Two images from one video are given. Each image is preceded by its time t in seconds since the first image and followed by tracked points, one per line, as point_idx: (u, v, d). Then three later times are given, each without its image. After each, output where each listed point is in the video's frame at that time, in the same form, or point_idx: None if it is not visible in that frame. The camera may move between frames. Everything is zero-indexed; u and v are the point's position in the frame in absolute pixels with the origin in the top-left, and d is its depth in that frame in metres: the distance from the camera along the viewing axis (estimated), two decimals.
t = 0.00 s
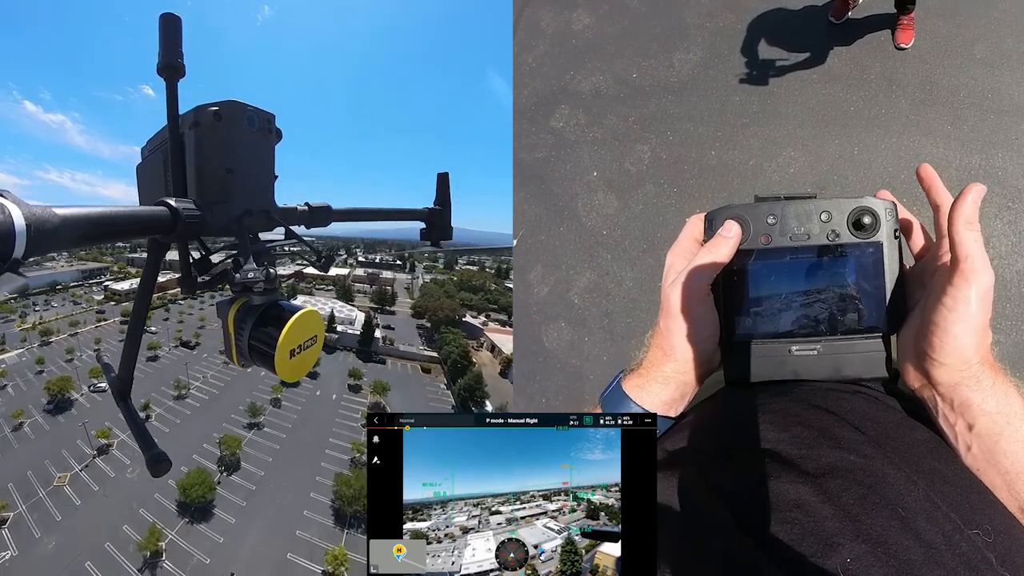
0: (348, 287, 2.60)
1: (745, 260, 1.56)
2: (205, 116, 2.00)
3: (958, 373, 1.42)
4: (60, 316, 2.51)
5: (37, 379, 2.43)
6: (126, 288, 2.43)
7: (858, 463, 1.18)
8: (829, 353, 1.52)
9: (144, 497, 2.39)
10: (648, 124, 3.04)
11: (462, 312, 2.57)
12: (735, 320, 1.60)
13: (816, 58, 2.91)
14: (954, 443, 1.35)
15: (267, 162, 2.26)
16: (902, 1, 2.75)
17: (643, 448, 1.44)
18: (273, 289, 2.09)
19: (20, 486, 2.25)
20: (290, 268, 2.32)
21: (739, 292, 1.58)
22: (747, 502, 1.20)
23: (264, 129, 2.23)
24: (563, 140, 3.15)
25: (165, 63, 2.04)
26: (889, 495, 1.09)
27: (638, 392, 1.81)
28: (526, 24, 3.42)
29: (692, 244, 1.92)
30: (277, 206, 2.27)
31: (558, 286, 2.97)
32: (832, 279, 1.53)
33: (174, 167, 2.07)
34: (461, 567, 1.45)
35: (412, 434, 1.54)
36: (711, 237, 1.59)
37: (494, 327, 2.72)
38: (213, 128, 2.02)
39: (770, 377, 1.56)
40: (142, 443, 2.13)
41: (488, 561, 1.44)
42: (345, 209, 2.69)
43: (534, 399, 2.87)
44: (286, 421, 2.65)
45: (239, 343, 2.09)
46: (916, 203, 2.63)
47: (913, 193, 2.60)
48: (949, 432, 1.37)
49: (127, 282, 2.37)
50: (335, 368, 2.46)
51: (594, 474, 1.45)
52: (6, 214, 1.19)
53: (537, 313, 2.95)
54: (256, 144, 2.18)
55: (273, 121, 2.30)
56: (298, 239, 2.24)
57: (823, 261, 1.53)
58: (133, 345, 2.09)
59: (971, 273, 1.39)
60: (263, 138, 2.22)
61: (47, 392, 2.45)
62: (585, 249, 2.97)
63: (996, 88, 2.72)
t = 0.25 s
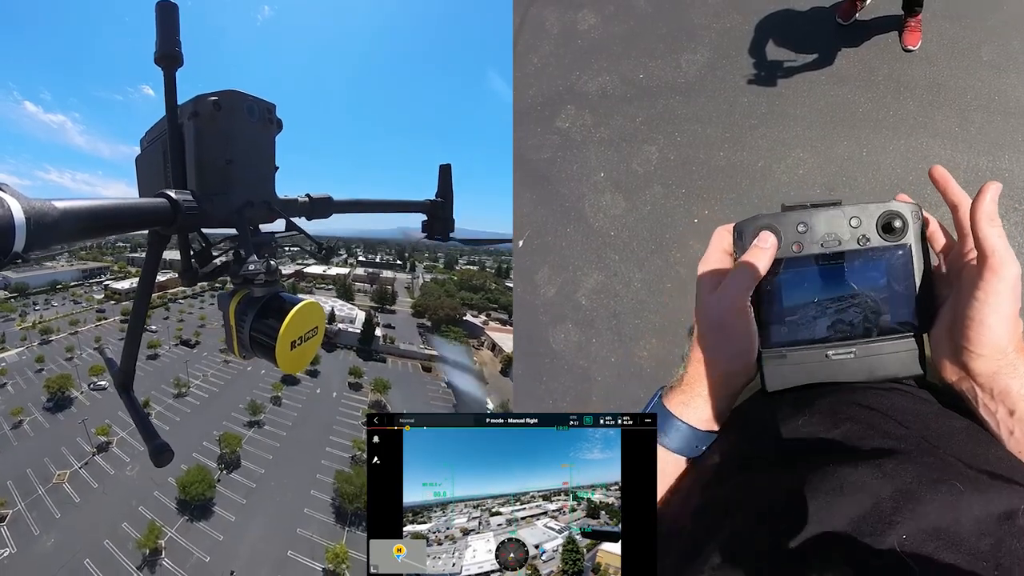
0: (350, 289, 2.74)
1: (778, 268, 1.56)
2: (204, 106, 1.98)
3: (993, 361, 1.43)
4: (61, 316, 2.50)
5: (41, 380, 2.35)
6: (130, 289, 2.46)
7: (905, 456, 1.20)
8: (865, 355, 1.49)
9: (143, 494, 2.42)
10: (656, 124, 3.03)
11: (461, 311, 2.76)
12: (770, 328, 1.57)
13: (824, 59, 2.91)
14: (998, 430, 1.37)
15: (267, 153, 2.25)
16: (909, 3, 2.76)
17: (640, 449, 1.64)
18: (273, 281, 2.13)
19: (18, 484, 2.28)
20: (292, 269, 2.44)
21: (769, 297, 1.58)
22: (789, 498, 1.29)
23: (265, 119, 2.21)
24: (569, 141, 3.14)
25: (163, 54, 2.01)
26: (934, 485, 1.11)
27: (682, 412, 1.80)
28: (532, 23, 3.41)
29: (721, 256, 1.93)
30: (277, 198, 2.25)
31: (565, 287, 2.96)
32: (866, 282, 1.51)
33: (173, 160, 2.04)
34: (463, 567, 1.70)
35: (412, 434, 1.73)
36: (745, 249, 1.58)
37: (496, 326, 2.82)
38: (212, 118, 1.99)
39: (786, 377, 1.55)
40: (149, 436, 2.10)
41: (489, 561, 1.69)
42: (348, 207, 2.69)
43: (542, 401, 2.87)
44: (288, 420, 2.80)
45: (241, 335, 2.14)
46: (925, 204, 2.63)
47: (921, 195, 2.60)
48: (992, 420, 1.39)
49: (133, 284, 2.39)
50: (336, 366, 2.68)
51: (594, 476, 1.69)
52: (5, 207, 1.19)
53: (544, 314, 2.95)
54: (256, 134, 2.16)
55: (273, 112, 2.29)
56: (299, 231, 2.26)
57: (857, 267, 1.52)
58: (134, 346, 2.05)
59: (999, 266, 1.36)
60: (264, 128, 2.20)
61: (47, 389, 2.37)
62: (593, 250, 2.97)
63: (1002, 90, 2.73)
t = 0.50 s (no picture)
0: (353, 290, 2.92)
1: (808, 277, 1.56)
2: (207, 106, 1.97)
3: None
4: (61, 315, 2.97)
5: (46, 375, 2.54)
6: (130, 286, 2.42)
7: (955, 437, 1.00)
8: (901, 354, 1.47)
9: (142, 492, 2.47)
10: (663, 125, 3.04)
11: (463, 309, 2.95)
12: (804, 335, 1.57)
13: (830, 61, 2.93)
14: None
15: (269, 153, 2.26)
16: (916, 5, 2.78)
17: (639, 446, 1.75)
18: (273, 282, 2.07)
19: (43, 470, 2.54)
20: (291, 268, 2.28)
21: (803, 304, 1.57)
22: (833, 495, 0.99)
23: (267, 120, 2.22)
24: (575, 141, 3.14)
25: (166, 52, 1.99)
26: (1007, 462, 0.89)
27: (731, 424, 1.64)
28: (537, 24, 3.42)
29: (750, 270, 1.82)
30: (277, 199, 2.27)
31: (572, 288, 2.96)
32: (896, 283, 1.51)
33: (173, 159, 2.01)
34: (463, 566, 1.74)
35: (411, 433, 1.81)
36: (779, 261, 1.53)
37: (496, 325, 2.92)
38: (214, 118, 1.98)
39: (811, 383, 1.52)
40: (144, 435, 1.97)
41: (490, 560, 1.74)
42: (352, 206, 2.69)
43: (550, 402, 2.88)
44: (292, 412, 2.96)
45: (239, 335, 2.07)
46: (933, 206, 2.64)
47: (929, 196, 2.61)
48: None
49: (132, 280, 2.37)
50: (336, 365, 2.70)
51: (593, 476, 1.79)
52: (6, 205, 1.11)
53: (551, 315, 2.95)
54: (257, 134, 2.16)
55: (274, 112, 2.29)
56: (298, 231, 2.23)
57: (885, 267, 1.52)
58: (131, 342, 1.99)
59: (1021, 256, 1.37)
60: (265, 129, 2.21)
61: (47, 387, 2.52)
62: (600, 250, 2.97)
63: (1008, 92, 2.75)
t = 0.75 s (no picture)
0: (350, 286, 2.69)
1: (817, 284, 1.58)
2: (208, 110, 1.95)
3: None
4: (60, 314, 2.36)
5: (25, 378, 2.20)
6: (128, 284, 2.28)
7: (970, 418, 0.98)
8: (913, 349, 1.45)
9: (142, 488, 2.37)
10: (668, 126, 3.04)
11: (463, 308, 2.84)
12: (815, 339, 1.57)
13: (835, 62, 2.94)
14: None
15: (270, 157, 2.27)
16: (920, 8, 2.79)
17: (638, 445, 1.78)
18: (272, 287, 2.06)
19: (16, 479, 2.21)
20: (290, 267, 2.29)
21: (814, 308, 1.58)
22: (860, 491, 0.94)
23: (268, 125, 2.22)
24: (579, 142, 3.15)
25: (169, 57, 1.99)
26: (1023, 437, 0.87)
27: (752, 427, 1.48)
28: (541, 24, 3.42)
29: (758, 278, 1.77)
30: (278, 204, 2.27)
31: (576, 288, 2.97)
32: (896, 283, 1.53)
33: (174, 162, 2.01)
34: (461, 563, 1.76)
35: (412, 433, 1.81)
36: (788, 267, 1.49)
37: (497, 325, 2.91)
38: (216, 123, 1.97)
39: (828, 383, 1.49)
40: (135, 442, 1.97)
41: (489, 556, 1.75)
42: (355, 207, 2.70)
43: (554, 401, 2.89)
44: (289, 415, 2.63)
45: (238, 340, 2.07)
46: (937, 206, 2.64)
47: (933, 197, 2.62)
48: None
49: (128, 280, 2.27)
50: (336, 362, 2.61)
51: (594, 474, 1.81)
52: (5, 203, 1.13)
53: (556, 315, 2.96)
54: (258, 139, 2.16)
55: (275, 117, 2.29)
56: (298, 237, 2.26)
57: (891, 268, 1.53)
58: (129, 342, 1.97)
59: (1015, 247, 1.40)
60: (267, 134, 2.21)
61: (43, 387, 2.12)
62: (604, 250, 2.97)
63: (1011, 94, 2.76)
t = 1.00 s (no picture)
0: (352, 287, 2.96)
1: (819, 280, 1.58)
2: (208, 118, 1.96)
3: None
4: (62, 312, 2.49)
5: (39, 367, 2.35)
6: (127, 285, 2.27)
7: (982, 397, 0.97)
8: (917, 338, 1.45)
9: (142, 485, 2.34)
10: (670, 125, 3.05)
11: (463, 308, 2.92)
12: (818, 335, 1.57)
13: (837, 62, 2.94)
14: None
15: (269, 164, 2.27)
16: (921, 8, 2.80)
17: (639, 445, 1.79)
18: (272, 291, 2.07)
19: (15, 475, 2.11)
20: (290, 268, 2.23)
21: (817, 307, 1.58)
22: (878, 480, 0.93)
23: (267, 132, 2.23)
24: (581, 142, 3.15)
25: (168, 65, 1.99)
26: None
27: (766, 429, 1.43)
28: (542, 24, 3.43)
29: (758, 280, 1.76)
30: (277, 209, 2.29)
31: (579, 287, 2.97)
32: (894, 277, 1.56)
33: (173, 168, 2.02)
34: (459, 561, 1.76)
35: (411, 432, 1.81)
36: (788, 267, 1.49)
37: (497, 323, 2.95)
38: (216, 130, 1.98)
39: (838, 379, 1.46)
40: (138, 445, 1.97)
41: (487, 556, 1.77)
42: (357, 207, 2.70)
43: (557, 401, 2.89)
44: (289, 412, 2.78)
45: (239, 345, 2.05)
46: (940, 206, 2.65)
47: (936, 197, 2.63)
48: None
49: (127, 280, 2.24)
50: (337, 362, 2.67)
51: (595, 476, 1.82)
52: (6, 210, 1.11)
53: (558, 315, 2.96)
54: (256, 145, 2.16)
55: (274, 124, 2.30)
56: (297, 241, 2.23)
57: (887, 260, 1.56)
58: (130, 342, 1.96)
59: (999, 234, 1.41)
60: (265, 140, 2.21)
61: (46, 382, 2.36)
62: (607, 250, 2.98)
63: (1012, 94, 2.77)
